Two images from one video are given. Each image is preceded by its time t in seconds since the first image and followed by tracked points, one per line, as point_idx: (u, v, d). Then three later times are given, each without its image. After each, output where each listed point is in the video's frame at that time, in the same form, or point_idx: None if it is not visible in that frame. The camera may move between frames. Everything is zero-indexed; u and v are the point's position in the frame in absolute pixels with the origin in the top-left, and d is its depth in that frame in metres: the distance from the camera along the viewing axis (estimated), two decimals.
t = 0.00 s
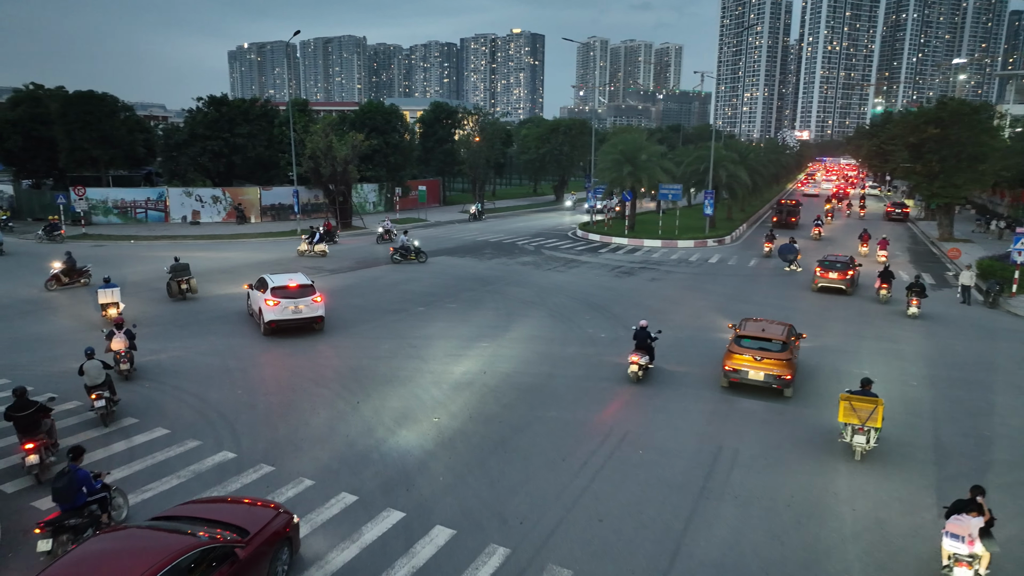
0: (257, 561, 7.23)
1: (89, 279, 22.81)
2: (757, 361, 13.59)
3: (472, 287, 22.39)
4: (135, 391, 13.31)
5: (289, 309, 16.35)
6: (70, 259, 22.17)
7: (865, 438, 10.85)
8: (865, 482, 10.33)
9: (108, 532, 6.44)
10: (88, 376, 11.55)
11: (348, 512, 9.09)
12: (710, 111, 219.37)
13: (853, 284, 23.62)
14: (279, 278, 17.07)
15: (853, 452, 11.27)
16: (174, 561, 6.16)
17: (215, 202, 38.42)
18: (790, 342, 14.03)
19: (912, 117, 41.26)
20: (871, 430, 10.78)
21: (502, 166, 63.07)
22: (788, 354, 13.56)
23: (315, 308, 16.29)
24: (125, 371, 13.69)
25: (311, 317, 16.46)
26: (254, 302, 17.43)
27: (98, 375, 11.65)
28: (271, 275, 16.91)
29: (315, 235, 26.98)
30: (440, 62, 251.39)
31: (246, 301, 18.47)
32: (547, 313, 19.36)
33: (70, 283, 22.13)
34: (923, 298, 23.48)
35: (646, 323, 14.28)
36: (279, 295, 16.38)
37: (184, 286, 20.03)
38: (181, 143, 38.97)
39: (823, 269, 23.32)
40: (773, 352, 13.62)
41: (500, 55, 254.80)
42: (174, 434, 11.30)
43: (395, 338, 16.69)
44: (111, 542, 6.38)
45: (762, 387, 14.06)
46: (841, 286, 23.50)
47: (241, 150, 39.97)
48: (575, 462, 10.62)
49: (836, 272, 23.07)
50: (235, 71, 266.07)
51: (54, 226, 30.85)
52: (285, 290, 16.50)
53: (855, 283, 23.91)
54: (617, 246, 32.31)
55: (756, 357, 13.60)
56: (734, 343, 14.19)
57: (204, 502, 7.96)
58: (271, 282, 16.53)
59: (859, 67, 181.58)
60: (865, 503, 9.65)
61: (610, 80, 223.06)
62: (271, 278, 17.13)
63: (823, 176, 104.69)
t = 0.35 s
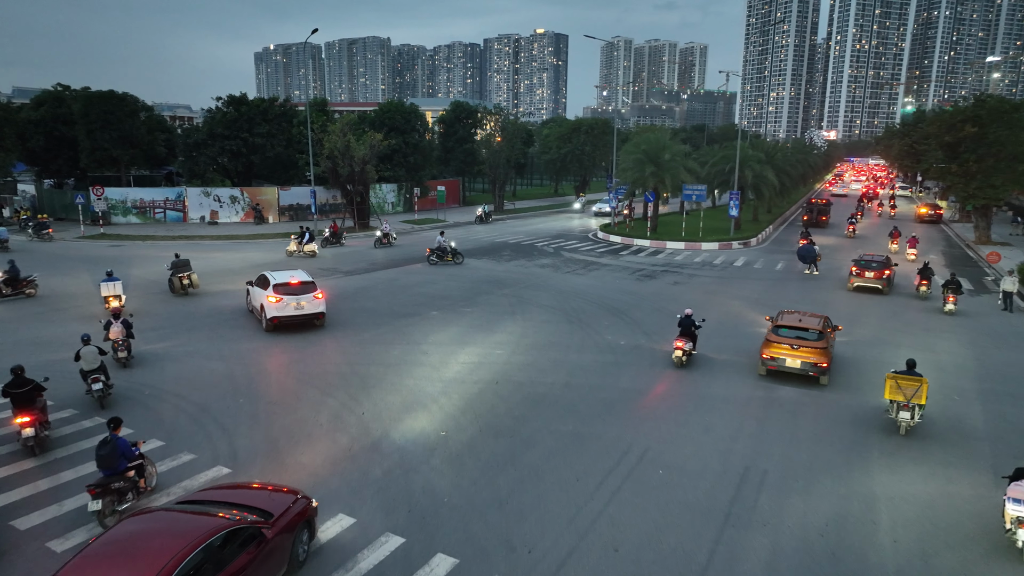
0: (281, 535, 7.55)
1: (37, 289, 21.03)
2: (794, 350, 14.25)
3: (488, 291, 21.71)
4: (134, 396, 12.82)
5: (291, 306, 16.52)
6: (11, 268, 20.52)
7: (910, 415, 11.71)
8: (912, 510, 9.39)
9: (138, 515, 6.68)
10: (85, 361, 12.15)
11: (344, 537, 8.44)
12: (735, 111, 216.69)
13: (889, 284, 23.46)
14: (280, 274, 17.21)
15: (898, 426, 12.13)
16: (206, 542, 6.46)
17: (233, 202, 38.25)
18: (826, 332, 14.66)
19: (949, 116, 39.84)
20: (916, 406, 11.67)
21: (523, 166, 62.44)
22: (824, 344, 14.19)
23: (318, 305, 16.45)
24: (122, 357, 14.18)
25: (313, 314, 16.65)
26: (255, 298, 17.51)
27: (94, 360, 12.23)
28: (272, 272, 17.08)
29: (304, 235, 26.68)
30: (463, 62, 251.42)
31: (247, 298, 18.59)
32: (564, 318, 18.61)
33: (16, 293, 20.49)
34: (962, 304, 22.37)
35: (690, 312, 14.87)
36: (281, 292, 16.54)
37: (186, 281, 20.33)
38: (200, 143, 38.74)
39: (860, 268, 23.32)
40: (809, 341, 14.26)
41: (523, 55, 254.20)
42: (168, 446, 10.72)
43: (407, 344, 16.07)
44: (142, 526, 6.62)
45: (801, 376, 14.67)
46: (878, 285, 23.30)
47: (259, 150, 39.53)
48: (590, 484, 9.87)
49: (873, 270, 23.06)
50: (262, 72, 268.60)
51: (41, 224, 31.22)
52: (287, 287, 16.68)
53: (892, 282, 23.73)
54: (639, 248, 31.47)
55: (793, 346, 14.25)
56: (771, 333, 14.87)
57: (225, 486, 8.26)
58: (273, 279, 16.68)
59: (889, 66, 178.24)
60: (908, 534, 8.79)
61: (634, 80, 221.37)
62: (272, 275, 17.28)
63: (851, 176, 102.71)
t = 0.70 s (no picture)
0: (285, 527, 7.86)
1: None
2: (819, 341, 14.74)
3: (492, 296, 21.09)
4: (119, 407, 12.31)
5: (279, 305, 16.55)
6: None
7: (940, 394, 12.39)
8: (946, 539, 8.56)
9: (149, 506, 6.94)
10: (63, 351, 12.60)
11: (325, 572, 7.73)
12: (746, 111, 215.13)
13: (911, 283, 23.34)
14: (268, 275, 17.21)
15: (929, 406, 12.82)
16: (217, 528, 6.76)
17: (237, 204, 37.82)
18: (849, 326, 15.15)
19: (968, 114, 38.87)
20: (946, 386, 12.33)
21: (531, 166, 61.75)
22: (847, 336, 14.66)
23: (305, 302, 16.46)
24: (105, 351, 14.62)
25: (300, 312, 16.67)
26: (242, 299, 17.46)
27: (72, 350, 12.71)
28: (258, 272, 17.09)
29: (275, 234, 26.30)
30: (474, 63, 251.04)
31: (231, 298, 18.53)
32: (570, 325, 17.96)
33: None
34: (986, 308, 21.50)
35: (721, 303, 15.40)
36: (269, 291, 16.60)
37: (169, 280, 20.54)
38: (204, 144, 38.21)
39: (882, 267, 23.18)
40: (833, 334, 14.75)
41: (533, 56, 253.51)
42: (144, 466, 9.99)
43: (404, 352, 15.38)
44: (154, 516, 6.89)
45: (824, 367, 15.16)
46: (900, 285, 23.17)
47: (263, 151, 38.85)
48: (592, 511, 9.12)
49: (895, 269, 22.90)
50: (273, 73, 269.59)
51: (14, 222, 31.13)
52: (274, 285, 16.71)
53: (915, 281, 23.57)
54: (649, 251, 30.72)
55: (817, 338, 14.71)
56: (796, 326, 15.35)
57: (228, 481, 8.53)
58: (260, 279, 16.71)
59: (902, 65, 176.35)
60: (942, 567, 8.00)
61: (644, 80, 220.23)
62: (258, 274, 17.31)
63: (864, 176, 101.49)
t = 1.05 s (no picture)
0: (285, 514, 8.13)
1: None
2: (846, 335, 15.18)
3: (497, 301, 20.37)
4: (101, 418, 11.72)
5: (265, 303, 16.57)
6: None
7: (972, 379, 13.23)
8: None
9: (152, 499, 7.08)
10: (40, 341, 13.16)
11: None
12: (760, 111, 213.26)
13: (936, 283, 23.22)
14: (255, 273, 17.22)
15: (959, 391, 13.65)
16: (223, 517, 6.99)
17: (243, 205, 37.37)
18: (876, 320, 15.63)
19: (990, 114, 37.83)
20: (977, 370, 13.18)
21: (541, 167, 60.98)
22: (874, 330, 15.13)
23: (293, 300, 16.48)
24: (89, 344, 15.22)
25: (288, 311, 16.72)
26: (229, 298, 17.44)
27: (48, 341, 13.26)
28: (245, 270, 17.12)
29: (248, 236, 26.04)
30: (486, 64, 250.47)
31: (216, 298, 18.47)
32: (577, 333, 17.20)
33: None
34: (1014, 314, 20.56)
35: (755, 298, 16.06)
36: (256, 289, 16.64)
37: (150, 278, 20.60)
38: (209, 144, 37.79)
39: (906, 267, 23.07)
40: (860, 328, 15.22)
41: (545, 56, 252.62)
42: (118, 487, 9.34)
43: (401, 363, 14.70)
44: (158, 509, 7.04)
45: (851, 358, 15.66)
46: (925, 285, 23.07)
47: (269, 151, 38.31)
48: (595, 544, 8.36)
49: (920, 269, 22.83)
50: (286, 74, 270.40)
51: None
52: (260, 284, 16.74)
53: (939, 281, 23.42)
54: (660, 254, 29.91)
55: (844, 331, 15.18)
56: (823, 320, 15.82)
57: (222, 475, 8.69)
58: (247, 278, 16.74)
59: (919, 65, 174.00)
60: None
61: (656, 80, 218.73)
62: (245, 273, 17.33)
63: (880, 177, 99.83)
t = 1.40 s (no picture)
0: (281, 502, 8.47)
1: None
2: (879, 331, 15.54)
3: (506, 307, 19.68)
4: (88, 427, 11.20)
5: (255, 303, 16.52)
6: None
7: (1010, 367, 13.73)
8: None
9: (157, 488, 7.33)
10: (23, 331, 13.54)
11: None
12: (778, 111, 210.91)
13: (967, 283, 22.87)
14: (243, 272, 17.14)
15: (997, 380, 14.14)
16: (228, 506, 7.32)
17: (252, 206, 36.98)
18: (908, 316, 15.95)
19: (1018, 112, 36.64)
20: (1015, 359, 13.68)
21: (555, 167, 60.22)
22: (906, 325, 15.45)
23: (282, 299, 16.45)
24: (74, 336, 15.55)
25: (277, 310, 16.70)
26: (218, 297, 17.33)
27: (32, 331, 13.64)
28: (233, 270, 17.05)
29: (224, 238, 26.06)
30: (501, 64, 249.87)
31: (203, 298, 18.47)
32: (588, 341, 16.46)
33: None
34: None
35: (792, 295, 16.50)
36: (245, 289, 16.57)
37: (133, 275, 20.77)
38: (218, 144, 37.44)
39: (936, 266, 22.78)
40: (893, 323, 15.54)
41: (561, 57, 251.59)
42: (90, 511, 8.72)
43: (402, 373, 14.00)
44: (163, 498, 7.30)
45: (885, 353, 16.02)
46: (956, 285, 22.74)
47: (278, 152, 37.87)
48: None
49: (950, 269, 22.51)
50: (302, 75, 271.35)
51: None
52: (249, 283, 16.69)
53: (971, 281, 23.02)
54: (676, 257, 29.07)
55: (877, 326, 15.51)
56: (856, 316, 16.16)
57: (219, 466, 8.90)
58: (236, 278, 16.65)
59: (940, 64, 171.17)
60: None
61: (673, 81, 217.01)
62: (233, 272, 17.24)
63: (901, 178, 98.02)
